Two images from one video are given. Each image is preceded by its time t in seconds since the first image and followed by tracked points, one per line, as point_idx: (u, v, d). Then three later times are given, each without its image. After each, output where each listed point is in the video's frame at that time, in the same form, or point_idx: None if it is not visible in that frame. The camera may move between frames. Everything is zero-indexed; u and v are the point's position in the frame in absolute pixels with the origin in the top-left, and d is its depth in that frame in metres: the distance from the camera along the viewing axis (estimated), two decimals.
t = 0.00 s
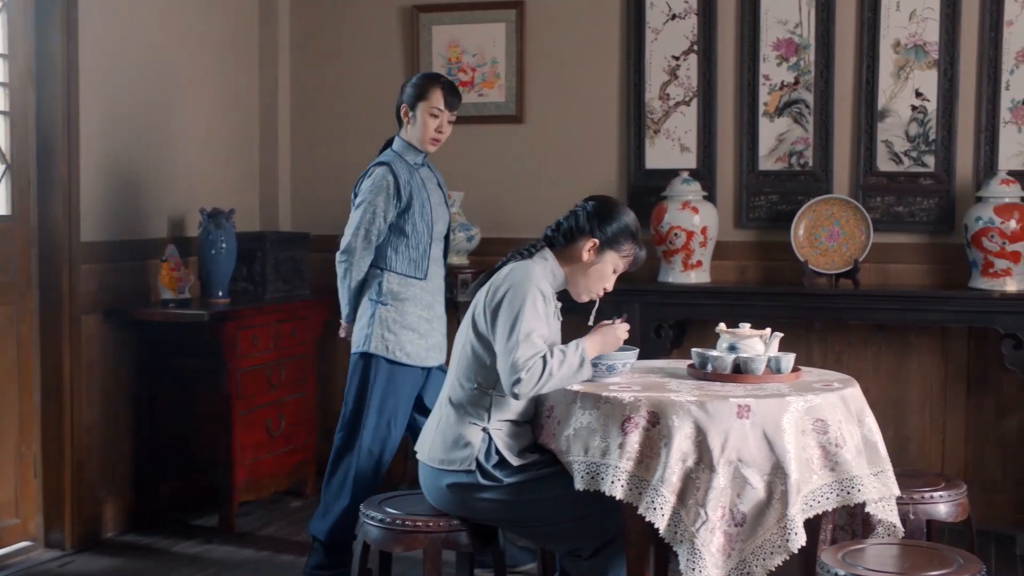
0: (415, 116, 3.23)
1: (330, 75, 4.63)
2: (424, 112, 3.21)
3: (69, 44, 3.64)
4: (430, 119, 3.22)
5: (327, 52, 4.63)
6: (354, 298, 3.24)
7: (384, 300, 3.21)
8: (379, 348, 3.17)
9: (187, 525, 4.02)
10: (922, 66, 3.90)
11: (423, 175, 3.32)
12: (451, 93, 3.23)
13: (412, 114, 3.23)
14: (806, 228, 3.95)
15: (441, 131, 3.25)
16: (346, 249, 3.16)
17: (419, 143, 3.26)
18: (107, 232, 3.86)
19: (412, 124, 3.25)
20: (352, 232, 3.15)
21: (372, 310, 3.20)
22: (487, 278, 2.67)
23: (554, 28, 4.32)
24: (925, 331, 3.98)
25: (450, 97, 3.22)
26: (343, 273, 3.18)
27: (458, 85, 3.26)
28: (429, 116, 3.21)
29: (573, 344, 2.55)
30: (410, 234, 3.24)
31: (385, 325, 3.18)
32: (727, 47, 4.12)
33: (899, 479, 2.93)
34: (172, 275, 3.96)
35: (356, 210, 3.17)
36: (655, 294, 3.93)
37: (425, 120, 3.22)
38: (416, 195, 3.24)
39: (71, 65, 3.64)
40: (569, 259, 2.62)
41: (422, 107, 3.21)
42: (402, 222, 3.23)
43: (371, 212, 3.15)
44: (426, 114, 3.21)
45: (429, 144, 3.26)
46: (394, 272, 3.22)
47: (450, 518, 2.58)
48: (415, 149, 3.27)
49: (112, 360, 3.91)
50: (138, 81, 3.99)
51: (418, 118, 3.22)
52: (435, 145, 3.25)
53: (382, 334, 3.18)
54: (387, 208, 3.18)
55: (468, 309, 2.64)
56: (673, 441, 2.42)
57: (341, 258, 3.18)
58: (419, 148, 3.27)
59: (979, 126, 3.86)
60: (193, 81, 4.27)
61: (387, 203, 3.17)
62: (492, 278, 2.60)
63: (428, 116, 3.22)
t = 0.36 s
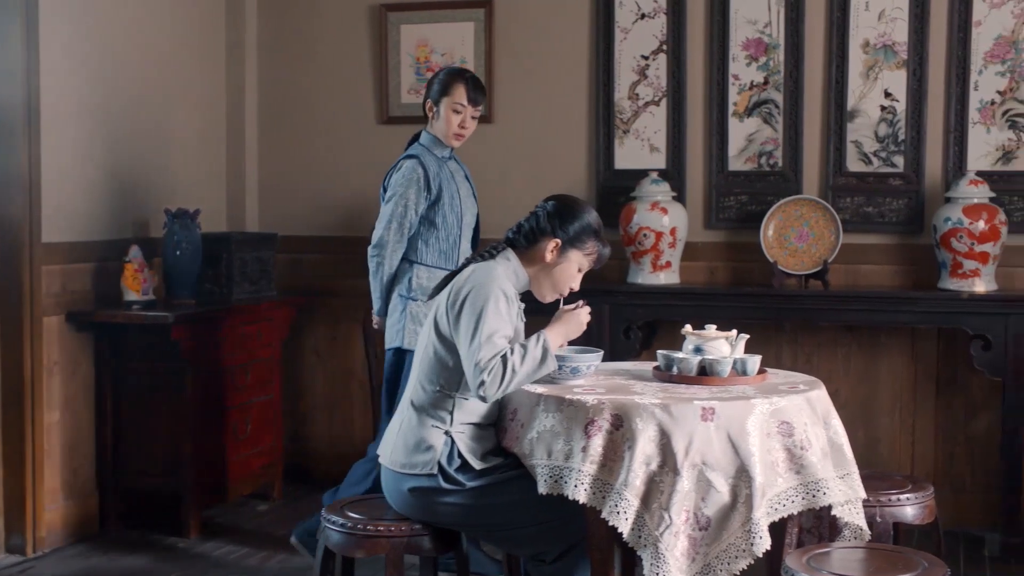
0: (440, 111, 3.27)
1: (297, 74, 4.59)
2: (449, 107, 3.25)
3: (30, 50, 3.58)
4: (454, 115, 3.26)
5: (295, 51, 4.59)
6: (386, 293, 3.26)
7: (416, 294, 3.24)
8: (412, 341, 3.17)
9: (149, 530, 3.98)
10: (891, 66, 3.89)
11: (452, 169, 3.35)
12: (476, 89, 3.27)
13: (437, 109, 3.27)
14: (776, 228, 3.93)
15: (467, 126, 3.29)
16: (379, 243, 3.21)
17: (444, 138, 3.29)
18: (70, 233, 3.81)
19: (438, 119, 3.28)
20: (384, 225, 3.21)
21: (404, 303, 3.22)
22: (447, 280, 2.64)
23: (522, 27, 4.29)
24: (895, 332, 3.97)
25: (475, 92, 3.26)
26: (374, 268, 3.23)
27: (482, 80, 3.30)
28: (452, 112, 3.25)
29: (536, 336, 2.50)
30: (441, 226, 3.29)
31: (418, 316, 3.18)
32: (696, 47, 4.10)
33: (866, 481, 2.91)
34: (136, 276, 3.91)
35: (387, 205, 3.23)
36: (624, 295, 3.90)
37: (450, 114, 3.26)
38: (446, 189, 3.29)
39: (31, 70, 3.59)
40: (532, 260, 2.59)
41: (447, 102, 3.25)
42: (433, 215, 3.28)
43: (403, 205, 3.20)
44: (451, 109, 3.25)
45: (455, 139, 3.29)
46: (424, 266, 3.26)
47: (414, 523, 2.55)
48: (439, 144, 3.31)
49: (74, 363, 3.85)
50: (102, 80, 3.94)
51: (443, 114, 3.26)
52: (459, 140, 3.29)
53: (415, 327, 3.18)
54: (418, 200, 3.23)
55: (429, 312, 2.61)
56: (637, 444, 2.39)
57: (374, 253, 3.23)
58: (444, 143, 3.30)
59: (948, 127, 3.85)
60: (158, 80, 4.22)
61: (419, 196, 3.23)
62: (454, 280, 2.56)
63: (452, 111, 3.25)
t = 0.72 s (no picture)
0: (438, 110, 3.23)
1: (268, 73, 4.55)
2: (445, 105, 3.21)
3: None
4: (451, 114, 3.21)
5: (265, 50, 4.55)
6: (379, 285, 3.24)
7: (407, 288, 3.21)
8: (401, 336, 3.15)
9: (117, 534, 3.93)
10: (863, 66, 3.87)
11: (448, 167, 3.32)
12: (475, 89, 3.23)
13: (436, 107, 3.23)
14: (748, 229, 3.91)
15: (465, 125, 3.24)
16: (372, 234, 3.19)
17: (442, 137, 3.25)
18: (34, 233, 3.76)
19: (435, 118, 3.25)
20: (377, 217, 3.18)
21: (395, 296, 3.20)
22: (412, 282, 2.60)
23: (493, 27, 4.26)
24: (867, 333, 3.95)
25: (473, 92, 3.21)
26: (366, 259, 3.21)
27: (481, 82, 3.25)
28: (450, 110, 3.21)
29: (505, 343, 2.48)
30: (435, 221, 3.25)
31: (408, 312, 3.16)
32: (669, 47, 4.08)
33: (836, 484, 2.89)
34: (102, 278, 3.86)
35: (382, 196, 3.20)
36: (595, 296, 3.87)
37: (448, 113, 3.21)
38: (442, 183, 3.26)
39: None
40: (499, 260, 2.56)
41: (445, 100, 3.21)
42: (428, 209, 3.25)
43: (397, 197, 3.17)
44: (449, 108, 3.21)
45: (452, 139, 3.25)
46: (417, 260, 3.23)
47: (379, 528, 2.52)
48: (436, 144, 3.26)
49: (38, 365, 3.80)
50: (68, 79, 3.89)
51: (441, 112, 3.22)
52: (456, 140, 3.25)
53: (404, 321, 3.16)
54: (413, 193, 3.20)
55: (394, 314, 2.57)
56: (603, 447, 2.36)
57: (367, 244, 3.20)
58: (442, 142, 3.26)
59: (920, 127, 3.84)
60: (126, 79, 4.18)
61: (415, 188, 3.19)
62: (419, 282, 2.52)
63: (449, 110, 3.21)
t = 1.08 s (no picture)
0: (432, 111, 3.13)
1: (244, 72, 4.52)
2: (440, 107, 3.11)
3: None
4: (446, 116, 3.12)
5: (241, 49, 4.52)
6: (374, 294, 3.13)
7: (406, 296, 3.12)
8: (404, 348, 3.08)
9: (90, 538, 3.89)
10: (842, 66, 3.86)
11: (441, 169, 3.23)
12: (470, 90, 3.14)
13: (429, 108, 3.13)
14: (726, 229, 3.89)
15: (459, 127, 3.15)
16: (370, 242, 3.06)
17: (435, 139, 3.15)
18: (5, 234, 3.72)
19: (428, 118, 3.15)
20: (375, 224, 3.06)
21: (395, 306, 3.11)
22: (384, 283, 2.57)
23: (470, 26, 4.23)
24: (846, 334, 3.93)
25: (468, 93, 3.12)
26: (362, 268, 3.08)
27: (475, 82, 3.17)
28: (445, 112, 3.11)
29: (482, 349, 2.47)
30: (431, 227, 3.15)
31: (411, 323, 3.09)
32: (647, 46, 4.05)
33: (812, 486, 2.87)
34: (75, 279, 3.82)
35: (378, 202, 3.07)
36: (573, 297, 3.84)
37: (442, 115, 3.12)
38: (438, 188, 3.16)
39: None
40: (471, 259, 2.53)
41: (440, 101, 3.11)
42: (424, 215, 3.14)
43: (395, 204, 3.06)
44: (443, 110, 3.11)
45: (444, 141, 3.15)
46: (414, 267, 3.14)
47: (350, 532, 2.47)
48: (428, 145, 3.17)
49: (10, 367, 3.76)
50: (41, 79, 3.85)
51: (435, 113, 3.12)
52: (449, 142, 3.15)
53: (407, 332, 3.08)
54: (410, 199, 3.09)
55: (366, 316, 2.54)
56: (576, 450, 2.34)
57: (363, 252, 3.08)
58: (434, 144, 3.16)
59: (899, 127, 3.83)
60: (100, 79, 4.14)
61: (414, 195, 3.09)
62: (392, 283, 2.49)
63: (443, 112, 3.12)
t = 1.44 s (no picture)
0: (446, 118, 3.14)
1: (227, 71, 4.49)
2: (455, 113, 3.12)
3: None
4: (460, 122, 3.13)
5: (223, 48, 4.48)
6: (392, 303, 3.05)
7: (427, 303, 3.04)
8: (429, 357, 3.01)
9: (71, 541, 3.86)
10: (827, 65, 3.84)
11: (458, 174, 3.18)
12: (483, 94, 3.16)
13: (444, 115, 3.15)
14: (711, 229, 3.87)
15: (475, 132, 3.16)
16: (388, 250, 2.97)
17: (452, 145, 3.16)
18: None
19: (442, 126, 3.16)
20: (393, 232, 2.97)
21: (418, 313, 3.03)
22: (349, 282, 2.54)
23: (454, 26, 4.20)
24: (832, 335, 3.91)
25: (482, 98, 3.14)
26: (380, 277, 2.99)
27: (488, 86, 3.18)
28: (459, 118, 3.12)
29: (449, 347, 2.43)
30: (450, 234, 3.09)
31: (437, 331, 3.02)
32: (632, 46, 4.03)
33: (796, 488, 2.85)
34: (54, 280, 3.79)
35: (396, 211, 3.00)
36: (558, 298, 3.82)
37: (457, 121, 3.13)
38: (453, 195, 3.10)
39: None
40: (431, 251, 2.50)
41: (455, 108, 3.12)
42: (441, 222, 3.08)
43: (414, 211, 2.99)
44: (458, 116, 3.13)
45: (461, 147, 3.16)
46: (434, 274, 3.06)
47: (328, 537, 2.46)
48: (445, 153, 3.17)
49: None
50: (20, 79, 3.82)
51: (450, 120, 3.14)
52: (465, 147, 3.15)
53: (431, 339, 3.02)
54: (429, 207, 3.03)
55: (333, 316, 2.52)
56: (555, 454, 2.31)
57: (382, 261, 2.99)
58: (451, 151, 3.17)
59: (885, 127, 3.81)
60: (82, 79, 4.10)
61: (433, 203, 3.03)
62: (355, 281, 2.47)
63: (458, 118, 3.13)
